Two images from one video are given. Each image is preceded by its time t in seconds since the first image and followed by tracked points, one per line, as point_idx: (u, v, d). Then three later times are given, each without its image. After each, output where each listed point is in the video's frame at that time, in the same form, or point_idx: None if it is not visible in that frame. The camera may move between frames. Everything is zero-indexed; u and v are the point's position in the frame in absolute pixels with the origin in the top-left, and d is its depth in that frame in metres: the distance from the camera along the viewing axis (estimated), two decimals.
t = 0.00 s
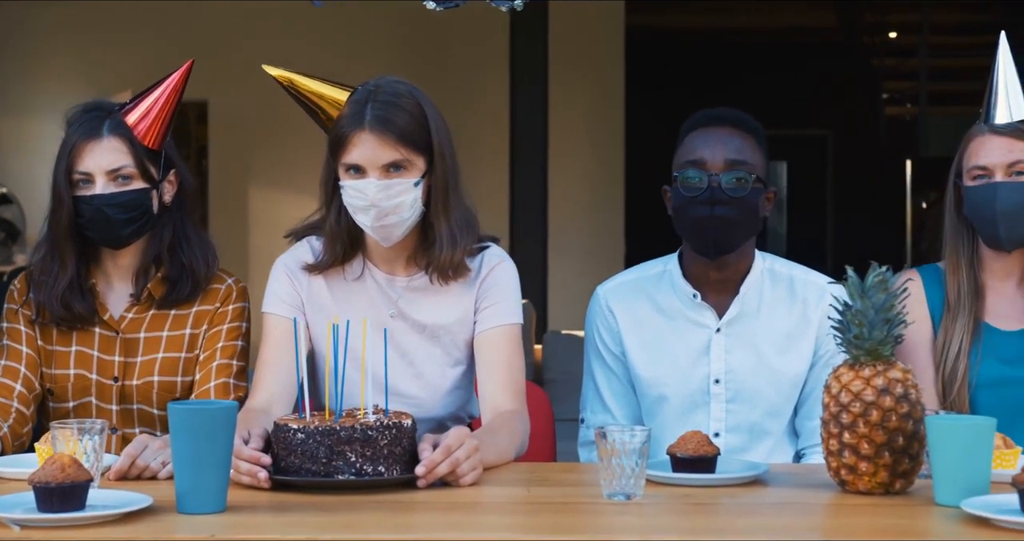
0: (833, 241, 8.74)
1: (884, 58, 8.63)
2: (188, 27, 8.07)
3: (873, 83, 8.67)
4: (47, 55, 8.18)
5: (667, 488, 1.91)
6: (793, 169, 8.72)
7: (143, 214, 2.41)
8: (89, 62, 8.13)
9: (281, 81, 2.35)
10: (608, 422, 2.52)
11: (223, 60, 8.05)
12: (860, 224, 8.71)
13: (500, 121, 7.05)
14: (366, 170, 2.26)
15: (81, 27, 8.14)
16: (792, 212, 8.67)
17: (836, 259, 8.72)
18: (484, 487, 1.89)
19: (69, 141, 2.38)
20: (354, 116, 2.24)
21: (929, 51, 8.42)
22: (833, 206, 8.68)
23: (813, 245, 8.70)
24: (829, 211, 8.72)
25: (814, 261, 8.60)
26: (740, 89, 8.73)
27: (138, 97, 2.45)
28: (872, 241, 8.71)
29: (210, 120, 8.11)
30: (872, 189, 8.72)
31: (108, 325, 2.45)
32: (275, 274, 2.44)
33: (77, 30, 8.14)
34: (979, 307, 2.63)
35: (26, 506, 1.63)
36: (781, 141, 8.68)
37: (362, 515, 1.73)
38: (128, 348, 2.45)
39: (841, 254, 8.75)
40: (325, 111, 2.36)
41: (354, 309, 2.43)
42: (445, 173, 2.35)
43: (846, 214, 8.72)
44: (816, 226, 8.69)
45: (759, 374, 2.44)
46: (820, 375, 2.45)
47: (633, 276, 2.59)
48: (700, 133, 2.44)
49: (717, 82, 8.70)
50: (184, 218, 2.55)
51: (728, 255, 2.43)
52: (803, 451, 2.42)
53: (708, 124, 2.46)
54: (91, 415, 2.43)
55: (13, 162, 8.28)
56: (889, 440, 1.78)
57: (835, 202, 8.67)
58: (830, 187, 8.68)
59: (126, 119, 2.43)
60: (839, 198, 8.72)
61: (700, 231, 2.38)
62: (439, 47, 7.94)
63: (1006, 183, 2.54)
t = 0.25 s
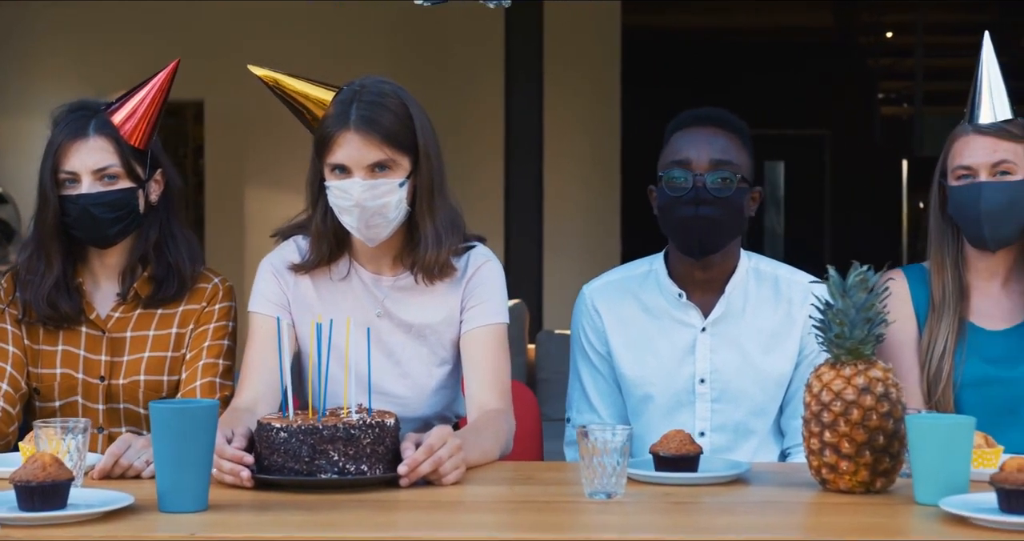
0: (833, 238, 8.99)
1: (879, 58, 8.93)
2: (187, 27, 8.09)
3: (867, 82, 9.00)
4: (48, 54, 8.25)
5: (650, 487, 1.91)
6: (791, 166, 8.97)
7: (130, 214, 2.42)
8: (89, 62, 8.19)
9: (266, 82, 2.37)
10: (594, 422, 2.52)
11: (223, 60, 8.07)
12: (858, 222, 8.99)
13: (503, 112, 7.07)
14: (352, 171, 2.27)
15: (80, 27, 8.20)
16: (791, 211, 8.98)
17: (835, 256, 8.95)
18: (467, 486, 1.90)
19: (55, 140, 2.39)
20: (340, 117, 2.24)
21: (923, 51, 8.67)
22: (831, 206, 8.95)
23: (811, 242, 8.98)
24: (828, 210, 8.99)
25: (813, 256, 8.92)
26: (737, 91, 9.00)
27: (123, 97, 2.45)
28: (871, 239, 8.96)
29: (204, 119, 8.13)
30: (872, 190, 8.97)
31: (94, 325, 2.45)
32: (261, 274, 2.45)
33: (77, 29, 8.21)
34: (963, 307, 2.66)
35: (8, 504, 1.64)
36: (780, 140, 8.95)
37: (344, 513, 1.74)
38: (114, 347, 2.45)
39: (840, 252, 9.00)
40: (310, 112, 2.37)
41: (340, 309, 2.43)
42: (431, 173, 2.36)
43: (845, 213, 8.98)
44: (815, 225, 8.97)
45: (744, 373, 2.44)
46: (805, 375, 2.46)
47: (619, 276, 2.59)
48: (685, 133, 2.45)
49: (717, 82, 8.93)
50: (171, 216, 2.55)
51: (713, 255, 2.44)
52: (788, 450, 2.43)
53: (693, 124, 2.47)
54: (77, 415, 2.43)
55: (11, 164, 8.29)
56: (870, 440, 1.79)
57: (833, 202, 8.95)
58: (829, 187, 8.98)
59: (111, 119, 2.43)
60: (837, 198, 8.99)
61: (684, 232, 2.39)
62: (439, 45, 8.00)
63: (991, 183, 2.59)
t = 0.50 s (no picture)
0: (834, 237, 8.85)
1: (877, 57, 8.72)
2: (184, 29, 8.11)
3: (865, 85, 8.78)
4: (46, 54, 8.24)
5: (635, 487, 1.92)
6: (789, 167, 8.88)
7: (118, 213, 2.42)
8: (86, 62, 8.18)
9: (253, 82, 2.38)
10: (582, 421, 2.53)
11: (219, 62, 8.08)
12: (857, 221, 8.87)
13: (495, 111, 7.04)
14: (339, 171, 2.27)
15: (77, 27, 8.20)
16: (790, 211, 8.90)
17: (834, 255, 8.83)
18: (452, 486, 1.90)
19: (43, 140, 2.39)
20: (327, 117, 2.25)
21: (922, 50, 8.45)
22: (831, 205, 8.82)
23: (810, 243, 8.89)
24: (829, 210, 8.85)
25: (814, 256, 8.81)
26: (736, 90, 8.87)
27: (112, 97, 2.44)
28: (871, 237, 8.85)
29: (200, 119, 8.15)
30: (872, 189, 8.83)
31: (82, 324, 2.45)
32: (249, 273, 2.45)
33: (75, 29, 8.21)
34: (950, 306, 2.67)
35: None
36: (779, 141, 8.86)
37: (329, 513, 1.74)
38: (102, 347, 2.46)
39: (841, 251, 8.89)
40: (297, 112, 2.38)
41: (328, 308, 2.43)
42: (418, 173, 2.36)
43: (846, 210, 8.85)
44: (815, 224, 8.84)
45: (731, 373, 2.45)
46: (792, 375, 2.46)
47: (607, 276, 2.60)
48: (673, 133, 2.46)
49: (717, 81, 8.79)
50: (159, 215, 2.56)
51: (701, 255, 2.45)
52: (775, 450, 2.44)
53: (680, 124, 2.48)
54: (65, 415, 2.43)
55: (11, 164, 8.31)
56: (853, 439, 1.79)
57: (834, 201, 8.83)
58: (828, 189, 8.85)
59: (99, 119, 2.43)
60: (838, 197, 8.86)
61: (671, 232, 2.39)
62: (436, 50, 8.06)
63: (978, 182, 2.60)
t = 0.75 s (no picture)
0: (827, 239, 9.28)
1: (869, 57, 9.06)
2: (179, 28, 8.10)
3: (860, 86, 9.26)
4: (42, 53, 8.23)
5: (618, 486, 1.92)
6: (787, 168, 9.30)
7: (104, 213, 2.42)
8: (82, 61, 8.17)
9: (239, 82, 2.37)
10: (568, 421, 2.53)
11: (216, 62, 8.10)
12: (853, 223, 9.23)
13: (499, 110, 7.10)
14: (325, 171, 2.28)
15: (73, 26, 8.18)
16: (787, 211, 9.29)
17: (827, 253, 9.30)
18: (435, 486, 1.90)
19: (29, 140, 2.40)
20: (312, 117, 2.25)
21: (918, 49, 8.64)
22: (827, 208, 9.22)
23: (807, 244, 9.34)
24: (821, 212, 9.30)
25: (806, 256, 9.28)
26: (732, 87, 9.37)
27: (97, 98, 2.46)
28: (871, 239, 9.18)
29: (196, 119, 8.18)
30: (872, 189, 9.19)
31: (68, 324, 2.46)
32: (235, 273, 2.45)
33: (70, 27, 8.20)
34: (937, 306, 2.68)
35: None
36: (778, 141, 9.29)
37: (311, 513, 1.74)
38: (88, 347, 2.47)
39: (837, 253, 9.27)
40: (284, 112, 2.37)
41: (313, 308, 2.44)
42: (404, 173, 2.37)
43: (841, 214, 9.26)
44: (807, 226, 9.29)
45: (716, 373, 2.45)
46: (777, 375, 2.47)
47: (593, 276, 2.60)
48: (658, 133, 2.46)
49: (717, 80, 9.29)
50: (146, 215, 2.56)
51: (686, 255, 2.45)
52: (761, 449, 2.44)
53: (665, 125, 2.49)
54: (51, 414, 2.45)
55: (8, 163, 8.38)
56: (834, 439, 1.80)
57: (829, 203, 9.26)
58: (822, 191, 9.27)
59: (85, 119, 2.43)
60: (836, 198, 9.27)
61: (656, 231, 2.40)
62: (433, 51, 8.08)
63: (963, 182, 2.60)
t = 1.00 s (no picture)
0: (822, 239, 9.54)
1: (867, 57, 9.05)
2: (175, 28, 8.10)
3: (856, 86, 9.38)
4: (40, 53, 8.23)
5: (603, 486, 1.92)
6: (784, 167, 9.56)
7: (92, 214, 2.43)
8: (80, 62, 8.19)
9: (227, 82, 2.37)
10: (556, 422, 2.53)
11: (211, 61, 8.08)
12: (850, 223, 9.41)
13: (497, 109, 7.14)
14: (312, 171, 2.28)
15: (70, 27, 8.19)
16: (784, 212, 9.57)
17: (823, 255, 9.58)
18: (420, 485, 1.90)
19: (16, 141, 2.40)
20: (300, 117, 2.25)
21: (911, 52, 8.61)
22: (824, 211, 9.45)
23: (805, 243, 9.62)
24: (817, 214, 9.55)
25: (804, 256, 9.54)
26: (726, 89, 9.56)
27: (85, 98, 2.45)
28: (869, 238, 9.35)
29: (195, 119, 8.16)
30: (871, 190, 9.35)
31: (56, 324, 2.48)
32: (223, 273, 2.45)
33: (69, 28, 8.21)
34: (925, 306, 2.68)
35: None
36: (775, 142, 9.58)
37: (299, 513, 1.74)
38: (76, 347, 2.48)
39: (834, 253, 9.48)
40: (272, 113, 2.37)
41: (301, 309, 2.43)
42: (391, 173, 2.37)
43: (837, 215, 9.46)
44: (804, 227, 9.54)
45: (703, 372, 2.45)
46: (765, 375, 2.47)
47: (581, 276, 2.60)
48: (646, 133, 2.46)
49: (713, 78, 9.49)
50: (134, 216, 2.58)
51: (674, 255, 2.45)
52: (749, 449, 2.44)
53: (653, 125, 2.49)
54: (39, 414, 2.45)
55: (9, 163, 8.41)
56: (818, 439, 1.80)
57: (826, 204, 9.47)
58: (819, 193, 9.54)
59: (73, 119, 2.43)
60: (835, 200, 9.44)
61: (643, 232, 2.40)
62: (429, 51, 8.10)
63: (952, 182, 2.60)
